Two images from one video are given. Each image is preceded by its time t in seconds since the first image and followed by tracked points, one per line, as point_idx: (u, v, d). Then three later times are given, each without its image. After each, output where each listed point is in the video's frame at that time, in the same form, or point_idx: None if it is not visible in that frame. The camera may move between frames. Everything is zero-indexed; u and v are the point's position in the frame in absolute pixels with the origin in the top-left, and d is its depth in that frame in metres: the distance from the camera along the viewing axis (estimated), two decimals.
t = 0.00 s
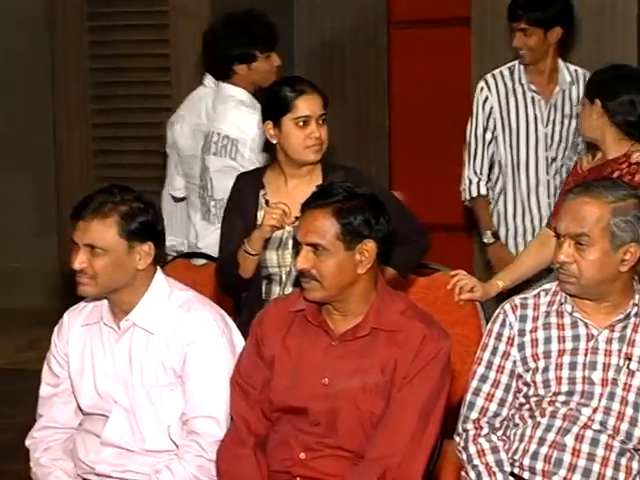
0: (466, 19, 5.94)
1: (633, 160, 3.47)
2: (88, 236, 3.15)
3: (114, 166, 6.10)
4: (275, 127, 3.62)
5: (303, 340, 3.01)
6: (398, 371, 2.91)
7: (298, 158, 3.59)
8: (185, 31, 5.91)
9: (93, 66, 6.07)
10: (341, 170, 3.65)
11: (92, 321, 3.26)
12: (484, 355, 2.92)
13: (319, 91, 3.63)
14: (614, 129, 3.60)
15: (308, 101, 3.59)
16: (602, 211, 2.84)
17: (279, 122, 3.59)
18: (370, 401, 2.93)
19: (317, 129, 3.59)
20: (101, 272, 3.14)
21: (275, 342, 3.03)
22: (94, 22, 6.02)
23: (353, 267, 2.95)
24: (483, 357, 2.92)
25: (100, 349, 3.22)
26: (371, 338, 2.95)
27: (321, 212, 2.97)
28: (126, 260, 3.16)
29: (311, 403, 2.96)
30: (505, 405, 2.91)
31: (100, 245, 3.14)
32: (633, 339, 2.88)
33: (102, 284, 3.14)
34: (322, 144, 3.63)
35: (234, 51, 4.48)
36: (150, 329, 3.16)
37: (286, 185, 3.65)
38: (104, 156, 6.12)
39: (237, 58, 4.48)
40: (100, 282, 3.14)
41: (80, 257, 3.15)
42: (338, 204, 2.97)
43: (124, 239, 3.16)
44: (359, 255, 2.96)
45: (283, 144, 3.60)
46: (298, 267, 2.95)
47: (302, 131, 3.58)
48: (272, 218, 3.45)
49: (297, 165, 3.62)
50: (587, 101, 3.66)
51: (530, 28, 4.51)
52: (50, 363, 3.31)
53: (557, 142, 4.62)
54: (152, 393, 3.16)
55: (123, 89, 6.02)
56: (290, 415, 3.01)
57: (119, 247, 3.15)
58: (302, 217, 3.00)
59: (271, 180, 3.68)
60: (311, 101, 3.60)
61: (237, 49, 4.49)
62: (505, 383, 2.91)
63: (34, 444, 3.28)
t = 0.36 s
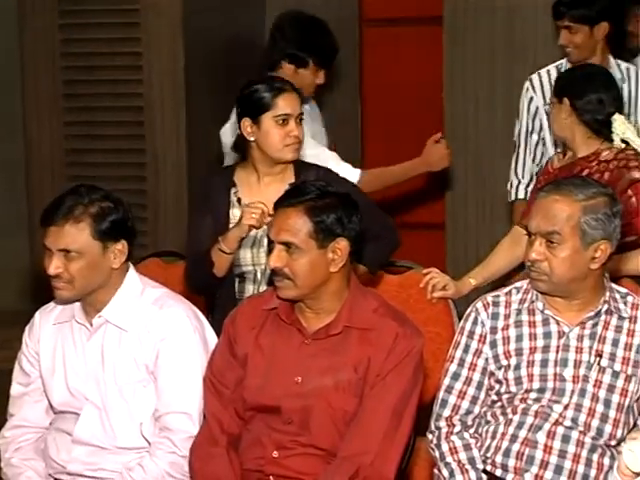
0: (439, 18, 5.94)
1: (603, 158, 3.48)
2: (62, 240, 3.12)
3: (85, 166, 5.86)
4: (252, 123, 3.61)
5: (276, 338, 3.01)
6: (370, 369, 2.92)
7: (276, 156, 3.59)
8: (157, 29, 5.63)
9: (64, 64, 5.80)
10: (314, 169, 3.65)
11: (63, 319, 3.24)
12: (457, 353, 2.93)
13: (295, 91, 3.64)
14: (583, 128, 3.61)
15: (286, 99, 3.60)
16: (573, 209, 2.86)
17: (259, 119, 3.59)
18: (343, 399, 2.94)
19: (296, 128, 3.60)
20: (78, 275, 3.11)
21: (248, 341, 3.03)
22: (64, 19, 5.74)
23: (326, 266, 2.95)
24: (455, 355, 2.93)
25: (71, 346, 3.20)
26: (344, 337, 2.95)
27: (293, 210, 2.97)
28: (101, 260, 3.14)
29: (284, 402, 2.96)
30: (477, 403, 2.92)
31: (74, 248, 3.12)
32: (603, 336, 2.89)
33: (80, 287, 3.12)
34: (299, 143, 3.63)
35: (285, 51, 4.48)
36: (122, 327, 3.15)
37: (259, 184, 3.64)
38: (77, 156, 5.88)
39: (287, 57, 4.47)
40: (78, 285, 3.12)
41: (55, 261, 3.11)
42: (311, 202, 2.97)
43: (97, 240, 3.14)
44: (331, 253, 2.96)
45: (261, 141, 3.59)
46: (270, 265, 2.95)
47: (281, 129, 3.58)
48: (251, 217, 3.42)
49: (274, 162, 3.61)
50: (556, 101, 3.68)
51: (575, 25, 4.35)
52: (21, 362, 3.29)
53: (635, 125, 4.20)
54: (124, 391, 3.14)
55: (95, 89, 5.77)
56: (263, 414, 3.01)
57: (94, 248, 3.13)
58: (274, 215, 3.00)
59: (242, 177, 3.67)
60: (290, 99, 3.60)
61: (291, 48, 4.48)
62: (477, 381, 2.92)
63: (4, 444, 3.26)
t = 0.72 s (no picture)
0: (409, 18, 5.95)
1: (572, 158, 3.50)
2: (36, 236, 3.10)
3: (55, 166, 5.82)
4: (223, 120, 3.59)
5: (247, 338, 3.00)
6: (342, 370, 2.92)
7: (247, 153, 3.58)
8: (127, 29, 5.64)
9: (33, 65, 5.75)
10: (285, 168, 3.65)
11: (32, 320, 3.22)
12: (428, 353, 2.94)
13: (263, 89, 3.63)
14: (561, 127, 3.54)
15: (256, 95, 3.59)
16: (543, 209, 2.87)
17: (232, 116, 3.56)
18: (315, 399, 2.94)
19: (267, 124, 3.60)
20: (53, 271, 3.10)
21: (219, 341, 3.02)
22: (34, 20, 5.70)
23: (297, 266, 2.95)
24: (426, 354, 2.94)
25: (40, 348, 3.19)
26: (316, 337, 2.95)
27: (264, 210, 2.96)
28: (77, 257, 3.13)
29: (256, 402, 2.96)
30: (448, 402, 2.93)
31: (50, 245, 3.10)
32: (574, 335, 2.90)
33: (56, 283, 3.11)
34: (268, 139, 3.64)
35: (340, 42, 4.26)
36: (92, 328, 3.13)
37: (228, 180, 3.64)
38: (47, 156, 5.83)
39: (340, 47, 4.27)
40: (54, 281, 3.10)
41: (30, 258, 3.09)
42: (282, 202, 2.97)
43: (73, 236, 3.12)
44: (302, 253, 2.96)
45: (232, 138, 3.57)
46: (241, 265, 2.94)
47: (253, 126, 3.57)
48: (226, 215, 3.40)
49: (243, 158, 3.61)
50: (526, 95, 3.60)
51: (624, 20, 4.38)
52: None
53: None
54: (94, 393, 3.13)
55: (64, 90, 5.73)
56: (235, 414, 3.01)
57: (70, 244, 3.11)
58: (245, 215, 3.00)
59: (207, 174, 3.66)
60: (260, 97, 3.60)
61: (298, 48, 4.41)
62: (448, 380, 2.93)
63: None
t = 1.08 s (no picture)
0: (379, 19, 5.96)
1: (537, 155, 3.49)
2: (18, 237, 3.08)
3: (25, 166, 5.71)
4: (186, 120, 3.60)
5: (217, 338, 3.00)
6: (313, 370, 2.92)
7: (209, 152, 3.62)
8: (96, 28, 5.68)
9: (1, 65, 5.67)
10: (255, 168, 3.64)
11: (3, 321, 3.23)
12: (399, 351, 2.95)
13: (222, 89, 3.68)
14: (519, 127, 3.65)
15: (217, 96, 3.64)
16: (511, 208, 2.89)
17: (196, 115, 3.58)
18: (286, 399, 2.94)
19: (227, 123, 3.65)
20: (49, 266, 3.10)
21: (189, 341, 3.02)
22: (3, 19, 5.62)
23: (267, 266, 2.95)
24: (397, 353, 2.96)
25: (9, 349, 3.19)
26: (286, 337, 2.95)
27: (234, 211, 2.96)
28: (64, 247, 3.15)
29: (226, 402, 2.96)
30: (418, 401, 2.95)
31: (40, 241, 3.09)
32: (543, 333, 2.92)
33: (52, 276, 3.11)
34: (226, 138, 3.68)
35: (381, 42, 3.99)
36: (63, 329, 3.11)
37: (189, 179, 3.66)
38: (15, 157, 5.73)
39: (383, 47, 3.99)
40: (50, 276, 3.11)
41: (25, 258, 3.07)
42: (252, 202, 2.97)
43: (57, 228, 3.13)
44: (273, 253, 2.96)
45: (195, 137, 3.59)
46: (212, 265, 2.94)
47: (215, 126, 3.61)
48: (198, 219, 3.46)
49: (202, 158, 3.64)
50: (507, 102, 3.70)
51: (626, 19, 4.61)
52: None
53: None
54: (64, 394, 3.11)
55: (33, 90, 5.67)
56: (206, 415, 3.00)
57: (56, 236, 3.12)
58: (215, 216, 3.00)
59: (165, 172, 3.65)
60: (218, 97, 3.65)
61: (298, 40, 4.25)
62: (418, 379, 2.95)
63: None
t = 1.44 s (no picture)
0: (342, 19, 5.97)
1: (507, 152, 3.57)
2: None
3: None
4: (159, 119, 3.57)
5: (181, 339, 2.99)
6: (278, 370, 2.91)
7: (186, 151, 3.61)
8: (56, 29, 5.61)
9: None
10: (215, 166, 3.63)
11: None
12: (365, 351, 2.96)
13: (186, 84, 3.67)
14: (465, 125, 3.67)
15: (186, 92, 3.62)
16: (471, 208, 2.91)
17: (168, 114, 3.57)
18: (251, 399, 2.93)
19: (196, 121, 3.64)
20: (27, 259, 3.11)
21: (153, 343, 3.00)
22: None
23: (229, 266, 2.94)
24: (363, 352, 2.96)
25: None
26: (251, 338, 2.94)
27: (195, 211, 2.95)
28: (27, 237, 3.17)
29: (192, 404, 2.94)
30: (384, 400, 2.95)
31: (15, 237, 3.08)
32: (507, 332, 2.93)
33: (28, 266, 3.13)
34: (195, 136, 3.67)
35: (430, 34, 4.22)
36: (24, 332, 3.07)
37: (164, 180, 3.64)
38: None
39: (433, 39, 4.23)
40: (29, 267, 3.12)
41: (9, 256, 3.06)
42: (213, 203, 2.96)
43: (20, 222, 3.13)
44: (235, 253, 2.95)
45: (170, 137, 3.57)
46: (173, 266, 2.93)
47: (189, 124, 3.60)
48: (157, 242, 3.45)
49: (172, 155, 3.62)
50: (463, 100, 3.68)
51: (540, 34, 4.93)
52: None
53: None
54: (26, 397, 3.07)
55: None
56: (170, 416, 2.99)
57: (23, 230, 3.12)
58: (177, 216, 2.98)
59: (133, 172, 3.61)
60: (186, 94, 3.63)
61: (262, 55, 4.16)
62: (384, 378, 2.95)
63: None
